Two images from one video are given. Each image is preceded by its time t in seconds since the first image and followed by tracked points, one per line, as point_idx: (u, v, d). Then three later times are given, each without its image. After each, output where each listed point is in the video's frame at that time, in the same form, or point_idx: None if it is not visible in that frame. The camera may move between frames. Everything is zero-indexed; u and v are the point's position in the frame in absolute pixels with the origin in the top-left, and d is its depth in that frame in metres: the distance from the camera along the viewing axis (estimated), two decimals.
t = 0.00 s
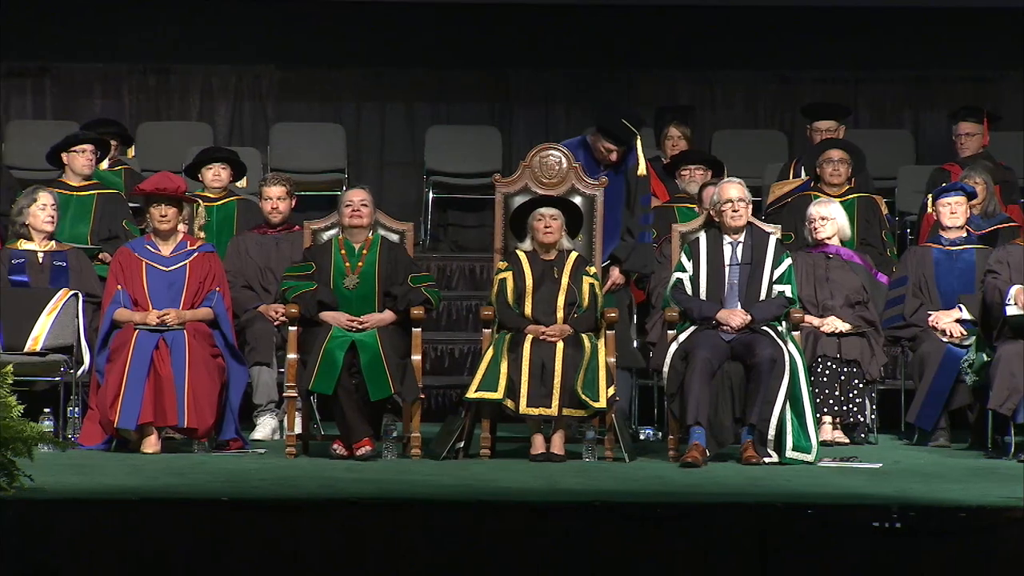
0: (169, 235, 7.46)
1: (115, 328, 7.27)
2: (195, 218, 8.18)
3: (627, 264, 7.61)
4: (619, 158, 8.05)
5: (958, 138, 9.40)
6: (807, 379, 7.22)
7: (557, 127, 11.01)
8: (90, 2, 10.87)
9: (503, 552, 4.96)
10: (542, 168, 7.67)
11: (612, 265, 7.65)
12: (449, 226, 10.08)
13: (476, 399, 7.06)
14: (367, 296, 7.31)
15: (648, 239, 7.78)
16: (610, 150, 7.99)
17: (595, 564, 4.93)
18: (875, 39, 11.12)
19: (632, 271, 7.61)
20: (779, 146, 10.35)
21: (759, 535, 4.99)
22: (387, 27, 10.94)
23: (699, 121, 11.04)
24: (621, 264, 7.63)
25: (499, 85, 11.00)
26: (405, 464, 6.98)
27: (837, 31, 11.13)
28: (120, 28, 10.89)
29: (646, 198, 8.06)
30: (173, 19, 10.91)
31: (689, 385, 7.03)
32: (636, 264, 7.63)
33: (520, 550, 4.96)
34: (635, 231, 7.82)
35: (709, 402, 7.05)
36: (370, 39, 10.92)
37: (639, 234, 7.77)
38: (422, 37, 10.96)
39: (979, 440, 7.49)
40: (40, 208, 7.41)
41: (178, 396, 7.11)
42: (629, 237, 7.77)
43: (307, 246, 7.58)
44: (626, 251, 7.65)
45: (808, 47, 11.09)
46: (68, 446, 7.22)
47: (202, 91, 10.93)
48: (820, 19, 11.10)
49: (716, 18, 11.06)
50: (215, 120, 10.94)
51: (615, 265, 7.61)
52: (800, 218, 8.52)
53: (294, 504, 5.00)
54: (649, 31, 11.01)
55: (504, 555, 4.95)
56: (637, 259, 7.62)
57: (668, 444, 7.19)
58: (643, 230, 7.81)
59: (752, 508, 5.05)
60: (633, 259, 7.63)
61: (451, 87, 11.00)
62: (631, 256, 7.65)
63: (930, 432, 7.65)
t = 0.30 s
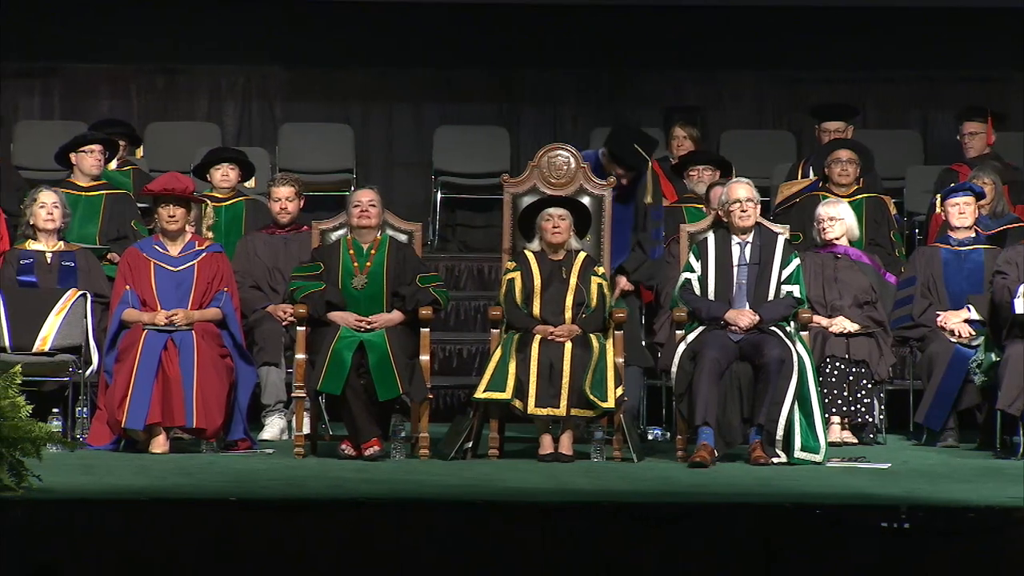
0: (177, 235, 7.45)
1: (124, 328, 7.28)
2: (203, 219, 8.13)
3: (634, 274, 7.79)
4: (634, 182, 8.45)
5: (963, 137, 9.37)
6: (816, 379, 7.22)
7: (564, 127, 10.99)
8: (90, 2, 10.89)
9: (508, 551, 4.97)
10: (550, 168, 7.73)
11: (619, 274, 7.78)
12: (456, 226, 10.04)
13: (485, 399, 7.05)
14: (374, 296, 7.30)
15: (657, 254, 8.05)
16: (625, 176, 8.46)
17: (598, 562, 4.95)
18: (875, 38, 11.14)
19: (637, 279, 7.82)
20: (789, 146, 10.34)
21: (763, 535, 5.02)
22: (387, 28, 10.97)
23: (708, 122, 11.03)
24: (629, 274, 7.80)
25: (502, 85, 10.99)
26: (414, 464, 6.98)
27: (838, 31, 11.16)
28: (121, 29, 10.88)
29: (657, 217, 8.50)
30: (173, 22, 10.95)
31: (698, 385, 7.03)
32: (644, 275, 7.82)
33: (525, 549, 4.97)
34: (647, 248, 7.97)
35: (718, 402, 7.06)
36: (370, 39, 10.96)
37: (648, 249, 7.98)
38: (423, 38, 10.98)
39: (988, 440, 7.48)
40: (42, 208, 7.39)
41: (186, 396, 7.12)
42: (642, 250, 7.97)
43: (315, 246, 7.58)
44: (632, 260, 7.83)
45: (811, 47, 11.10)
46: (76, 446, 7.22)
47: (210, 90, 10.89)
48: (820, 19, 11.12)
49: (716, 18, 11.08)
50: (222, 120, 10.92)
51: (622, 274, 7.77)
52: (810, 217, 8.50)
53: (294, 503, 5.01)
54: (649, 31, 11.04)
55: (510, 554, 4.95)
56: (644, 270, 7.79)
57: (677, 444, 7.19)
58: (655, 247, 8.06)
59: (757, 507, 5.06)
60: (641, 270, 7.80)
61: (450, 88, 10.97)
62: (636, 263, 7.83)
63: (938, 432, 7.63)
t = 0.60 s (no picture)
0: (188, 235, 7.45)
1: (135, 329, 7.28)
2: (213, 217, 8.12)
3: (653, 288, 7.70)
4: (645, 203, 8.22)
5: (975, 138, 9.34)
6: (828, 379, 7.22)
7: (575, 127, 10.99)
8: (91, 2, 10.87)
9: (511, 551, 4.96)
10: (561, 168, 7.74)
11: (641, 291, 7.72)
12: (468, 226, 10.04)
13: (496, 399, 7.07)
14: (386, 296, 7.30)
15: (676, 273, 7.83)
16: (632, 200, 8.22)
17: (606, 562, 4.95)
18: (875, 38, 11.11)
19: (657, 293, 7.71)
20: (800, 146, 10.33)
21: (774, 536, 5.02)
22: (387, 28, 10.94)
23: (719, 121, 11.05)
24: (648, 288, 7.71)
25: (506, 85, 10.99)
26: (426, 464, 6.98)
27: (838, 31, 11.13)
28: (121, 29, 10.86)
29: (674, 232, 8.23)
30: (174, 22, 10.92)
31: (710, 385, 7.04)
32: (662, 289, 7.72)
33: (530, 549, 4.96)
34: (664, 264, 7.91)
35: (729, 402, 7.06)
36: (370, 39, 10.93)
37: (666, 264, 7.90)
38: (422, 39, 10.95)
39: (1000, 441, 7.48)
40: (53, 209, 7.38)
41: (198, 397, 7.12)
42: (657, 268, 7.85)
43: (327, 246, 7.58)
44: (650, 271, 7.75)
45: (812, 48, 11.07)
46: (88, 446, 7.23)
47: (221, 92, 10.94)
48: (820, 19, 11.07)
49: (716, 18, 11.05)
50: (234, 121, 10.92)
51: (643, 289, 7.70)
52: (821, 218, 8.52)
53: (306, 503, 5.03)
54: (649, 32, 11.01)
55: (520, 555, 4.95)
56: (662, 284, 7.71)
57: (689, 444, 7.19)
58: (671, 261, 7.92)
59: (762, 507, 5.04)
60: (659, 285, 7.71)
61: (460, 88, 10.99)
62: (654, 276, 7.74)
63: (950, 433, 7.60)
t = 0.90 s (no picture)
0: (203, 235, 7.45)
1: (149, 328, 7.28)
2: (228, 218, 8.34)
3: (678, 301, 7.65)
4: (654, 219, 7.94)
5: (989, 138, 9.42)
6: (841, 379, 7.22)
7: (590, 127, 10.98)
8: (91, 2, 10.89)
9: (523, 552, 4.95)
10: (574, 168, 7.71)
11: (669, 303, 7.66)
12: (482, 226, 10.02)
13: (510, 399, 7.06)
14: (400, 296, 7.30)
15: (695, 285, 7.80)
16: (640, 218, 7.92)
17: (621, 561, 4.95)
18: (875, 38, 11.11)
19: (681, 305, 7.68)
20: (814, 146, 10.33)
21: (786, 535, 5.02)
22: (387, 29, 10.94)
23: (732, 121, 11.03)
24: (674, 300, 7.68)
25: (514, 85, 10.98)
26: (439, 464, 6.98)
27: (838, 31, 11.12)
28: (121, 29, 10.87)
29: (691, 241, 7.99)
30: (174, 23, 10.92)
31: (724, 385, 7.04)
32: (687, 301, 7.69)
33: (543, 549, 4.95)
34: (683, 276, 7.86)
35: (743, 401, 7.06)
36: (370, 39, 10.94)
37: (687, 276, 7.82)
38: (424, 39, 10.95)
39: (1013, 441, 7.48)
40: (67, 210, 7.40)
41: (211, 397, 7.12)
42: (677, 282, 7.79)
43: (341, 246, 7.58)
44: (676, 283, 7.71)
45: (812, 48, 11.06)
46: (102, 446, 7.23)
47: (234, 93, 10.94)
48: (820, 19, 11.07)
49: (716, 18, 11.04)
50: (248, 120, 10.93)
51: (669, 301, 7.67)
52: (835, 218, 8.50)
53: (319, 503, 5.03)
54: (649, 32, 11.02)
55: (533, 554, 4.95)
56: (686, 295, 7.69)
57: (702, 444, 7.18)
58: (692, 273, 7.84)
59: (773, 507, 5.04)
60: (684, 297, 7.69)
61: (467, 88, 10.97)
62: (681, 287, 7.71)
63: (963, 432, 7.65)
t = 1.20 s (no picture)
0: (220, 235, 7.46)
1: (166, 328, 7.28)
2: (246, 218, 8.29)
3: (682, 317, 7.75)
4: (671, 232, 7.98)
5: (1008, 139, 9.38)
6: (858, 379, 7.21)
7: (607, 129, 10.92)
8: (91, 2, 10.80)
9: (538, 552, 4.96)
10: (591, 168, 7.72)
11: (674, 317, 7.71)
12: (498, 226, 10.07)
13: (527, 399, 7.05)
14: (417, 296, 7.32)
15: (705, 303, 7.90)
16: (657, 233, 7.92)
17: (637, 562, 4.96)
18: (875, 39, 11.03)
19: (684, 320, 7.78)
20: (832, 147, 10.34)
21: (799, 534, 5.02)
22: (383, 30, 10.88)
23: (749, 121, 10.96)
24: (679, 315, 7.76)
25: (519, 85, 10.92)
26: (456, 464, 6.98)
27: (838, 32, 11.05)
28: (122, 29, 10.79)
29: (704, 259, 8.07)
30: (171, 22, 10.85)
31: (741, 385, 7.02)
32: (692, 317, 7.78)
33: (559, 549, 4.98)
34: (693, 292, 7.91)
35: (759, 402, 7.05)
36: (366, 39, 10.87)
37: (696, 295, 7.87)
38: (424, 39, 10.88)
39: None
40: (82, 210, 7.43)
41: (228, 397, 7.12)
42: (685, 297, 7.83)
43: (358, 247, 7.59)
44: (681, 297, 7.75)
45: (812, 48, 11.01)
46: (119, 446, 7.23)
47: (252, 92, 10.87)
48: (821, 19, 11.01)
49: (716, 18, 10.96)
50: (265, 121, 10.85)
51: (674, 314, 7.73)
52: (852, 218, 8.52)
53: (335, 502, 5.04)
54: (649, 32, 10.94)
55: (546, 554, 4.96)
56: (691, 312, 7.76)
57: (719, 445, 7.17)
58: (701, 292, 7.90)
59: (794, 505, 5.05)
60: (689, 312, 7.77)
61: (474, 88, 10.89)
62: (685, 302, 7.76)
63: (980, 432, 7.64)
